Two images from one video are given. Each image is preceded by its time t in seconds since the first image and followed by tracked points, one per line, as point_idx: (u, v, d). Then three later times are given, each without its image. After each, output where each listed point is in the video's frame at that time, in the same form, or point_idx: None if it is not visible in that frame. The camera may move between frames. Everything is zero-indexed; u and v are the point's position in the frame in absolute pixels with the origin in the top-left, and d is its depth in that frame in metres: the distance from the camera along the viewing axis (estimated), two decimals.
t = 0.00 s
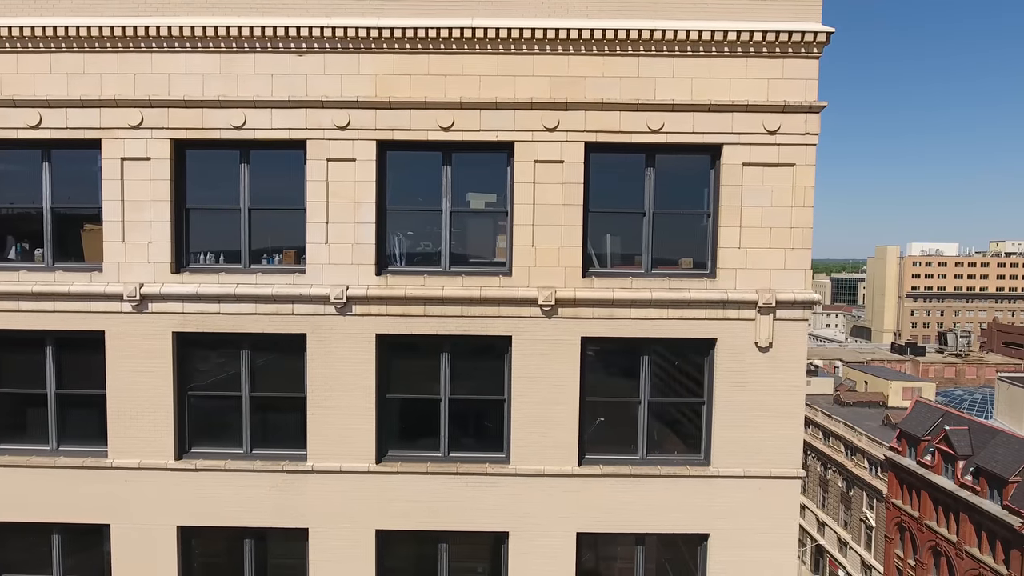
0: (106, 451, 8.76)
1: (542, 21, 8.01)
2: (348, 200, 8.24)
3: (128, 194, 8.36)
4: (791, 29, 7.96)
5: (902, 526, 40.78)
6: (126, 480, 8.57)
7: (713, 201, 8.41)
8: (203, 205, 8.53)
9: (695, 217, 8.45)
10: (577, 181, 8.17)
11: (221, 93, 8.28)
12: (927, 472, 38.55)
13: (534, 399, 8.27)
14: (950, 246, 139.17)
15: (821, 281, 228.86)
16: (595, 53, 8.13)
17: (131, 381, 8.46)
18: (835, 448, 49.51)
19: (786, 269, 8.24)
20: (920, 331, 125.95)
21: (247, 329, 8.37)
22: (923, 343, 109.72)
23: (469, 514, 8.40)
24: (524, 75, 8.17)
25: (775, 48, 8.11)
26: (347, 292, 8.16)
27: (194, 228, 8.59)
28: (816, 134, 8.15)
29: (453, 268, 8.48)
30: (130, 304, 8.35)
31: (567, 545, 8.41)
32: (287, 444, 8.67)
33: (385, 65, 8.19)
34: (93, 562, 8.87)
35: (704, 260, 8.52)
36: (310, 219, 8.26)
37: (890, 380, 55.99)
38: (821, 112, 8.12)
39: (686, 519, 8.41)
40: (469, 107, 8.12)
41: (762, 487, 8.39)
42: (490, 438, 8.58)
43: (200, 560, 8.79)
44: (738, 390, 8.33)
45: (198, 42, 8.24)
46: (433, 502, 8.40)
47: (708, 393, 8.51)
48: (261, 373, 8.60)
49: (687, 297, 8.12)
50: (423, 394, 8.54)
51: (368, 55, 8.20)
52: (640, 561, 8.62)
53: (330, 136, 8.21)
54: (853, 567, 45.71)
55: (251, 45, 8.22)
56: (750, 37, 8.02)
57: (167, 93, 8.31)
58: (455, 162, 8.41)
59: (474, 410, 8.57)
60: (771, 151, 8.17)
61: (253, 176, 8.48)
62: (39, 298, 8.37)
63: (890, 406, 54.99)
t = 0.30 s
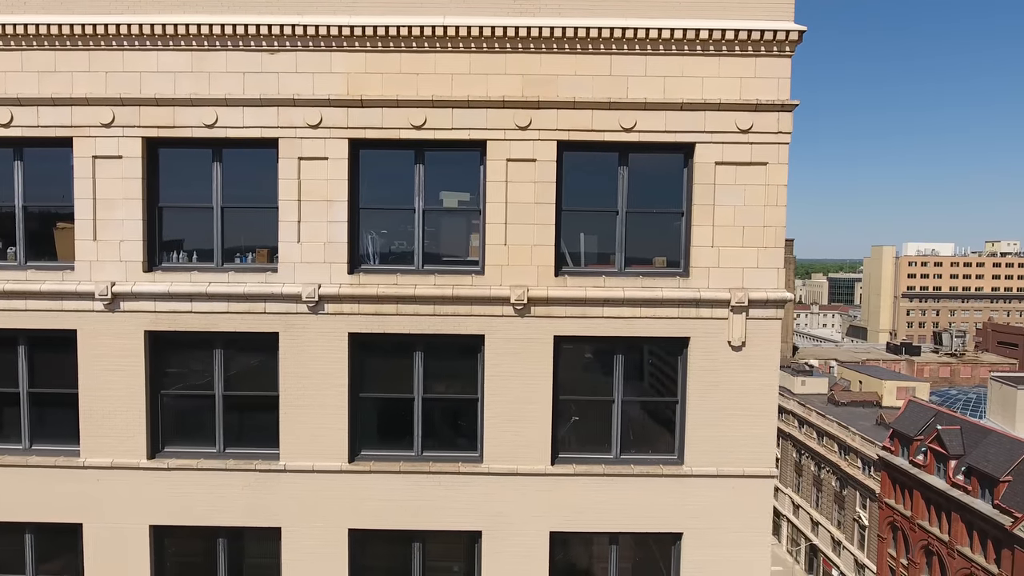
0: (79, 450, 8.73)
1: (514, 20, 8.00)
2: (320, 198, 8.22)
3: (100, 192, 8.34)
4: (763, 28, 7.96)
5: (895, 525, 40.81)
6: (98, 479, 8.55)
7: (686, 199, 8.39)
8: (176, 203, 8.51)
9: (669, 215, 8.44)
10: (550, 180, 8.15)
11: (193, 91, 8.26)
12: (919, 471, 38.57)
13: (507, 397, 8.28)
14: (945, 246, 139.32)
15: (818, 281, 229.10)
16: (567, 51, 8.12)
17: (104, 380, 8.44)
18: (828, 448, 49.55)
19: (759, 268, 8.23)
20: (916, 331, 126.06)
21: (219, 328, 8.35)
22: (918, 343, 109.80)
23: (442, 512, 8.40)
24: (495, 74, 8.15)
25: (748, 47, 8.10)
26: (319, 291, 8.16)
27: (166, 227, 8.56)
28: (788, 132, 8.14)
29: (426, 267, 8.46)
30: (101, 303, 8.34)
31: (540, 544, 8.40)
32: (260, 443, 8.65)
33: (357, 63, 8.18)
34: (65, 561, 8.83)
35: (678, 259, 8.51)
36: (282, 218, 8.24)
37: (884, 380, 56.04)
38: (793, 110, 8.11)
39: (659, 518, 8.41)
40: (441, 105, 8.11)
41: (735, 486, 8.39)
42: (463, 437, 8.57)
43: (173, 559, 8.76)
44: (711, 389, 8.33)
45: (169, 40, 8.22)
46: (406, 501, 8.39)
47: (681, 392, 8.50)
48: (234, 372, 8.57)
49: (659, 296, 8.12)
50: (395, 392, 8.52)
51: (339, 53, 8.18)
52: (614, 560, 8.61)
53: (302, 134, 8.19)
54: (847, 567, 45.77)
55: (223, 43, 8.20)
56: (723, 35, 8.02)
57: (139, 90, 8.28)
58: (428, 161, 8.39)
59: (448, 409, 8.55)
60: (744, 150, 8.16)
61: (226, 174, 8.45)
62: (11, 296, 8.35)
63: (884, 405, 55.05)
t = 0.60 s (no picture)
0: (50, 449, 8.70)
1: (485, 19, 8.00)
2: (290, 198, 8.21)
3: (70, 191, 8.30)
4: (733, 26, 7.96)
5: (887, 524, 40.86)
6: (68, 478, 8.52)
7: (658, 198, 8.39)
8: (147, 202, 8.48)
9: (641, 215, 8.43)
10: (520, 179, 8.15)
11: (163, 90, 8.24)
12: (911, 470, 38.62)
13: (478, 396, 8.28)
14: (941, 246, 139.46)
15: (815, 280, 229.31)
16: (537, 50, 8.11)
17: (74, 379, 8.42)
18: (821, 447, 49.62)
19: (730, 267, 8.23)
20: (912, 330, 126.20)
21: (190, 327, 8.34)
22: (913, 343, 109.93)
23: (413, 511, 8.39)
24: (466, 73, 8.15)
25: (717, 46, 8.11)
26: (289, 290, 8.16)
27: (137, 226, 8.53)
28: (759, 131, 8.14)
29: (397, 266, 8.45)
30: (71, 302, 8.32)
31: (511, 543, 8.40)
32: (231, 442, 8.64)
33: (328, 62, 8.17)
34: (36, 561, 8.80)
35: (649, 258, 8.51)
36: (252, 217, 8.22)
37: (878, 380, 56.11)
38: (764, 109, 8.11)
39: (630, 517, 8.41)
40: (411, 104, 8.10)
41: (707, 485, 8.39)
42: (435, 436, 8.56)
43: (145, 559, 8.75)
44: (682, 388, 8.32)
45: (140, 39, 8.21)
46: (377, 501, 8.39)
47: (654, 391, 8.50)
48: (205, 371, 8.55)
49: (630, 295, 8.12)
50: (367, 392, 8.51)
51: (309, 53, 8.17)
52: (586, 559, 8.62)
53: (272, 133, 8.18)
54: (840, 566, 45.85)
55: (193, 42, 8.19)
56: (693, 34, 8.02)
57: (109, 89, 8.26)
58: (399, 160, 8.38)
59: (420, 409, 8.55)
60: (714, 149, 8.16)
61: (196, 173, 8.42)
62: None
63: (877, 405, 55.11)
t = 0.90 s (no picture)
0: (21, 449, 8.69)
1: (453, 18, 8.00)
2: (260, 197, 8.20)
3: (40, 190, 8.28)
4: (701, 26, 7.98)
5: (879, 523, 40.92)
6: (38, 478, 8.51)
7: (628, 197, 8.40)
8: (117, 201, 8.46)
9: (612, 214, 8.44)
10: (490, 178, 8.15)
11: (133, 89, 8.24)
12: (902, 469, 38.66)
13: (448, 396, 8.28)
14: (936, 246, 139.58)
15: (811, 280, 229.47)
16: (507, 50, 8.12)
17: (44, 378, 8.40)
18: (814, 447, 49.71)
19: (700, 266, 8.23)
20: (907, 330, 126.25)
21: (160, 327, 8.34)
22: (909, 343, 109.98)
23: (383, 511, 8.39)
24: (435, 72, 8.15)
25: (687, 45, 8.13)
26: (259, 289, 8.16)
27: (107, 225, 8.51)
28: (728, 131, 8.15)
29: (368, 266, 8.44)
30: (41, 301, 8.30)
31: (482, 543, 8.40)
32: (202, 442, 8.63)
33: (298, 61, 8.17)
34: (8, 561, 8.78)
35: (620, 258, 8.52)
36: (222, 216, 8.22)
37: (871, 379, 56.17)
38: (733, 109, 8.12)
39: (600, 516, 8.42)
40: (380, 104, 8.10)
41: (677, 484, 8.40)
42: (406, 435, 8.56)
43: (116, 559, 8.73)
44: (652, 387, 8.33)
45: (110, 38, 8.20)
46: (347, 500, 8.39)
47: (624, 390, 8.52)
48: (176, 370, 8.55)
49: (599, 295, 8.12)
50: (338, 392, 8.51)
51: (279, 52, 8.18)
52: (558, 559, 8.63)
53: (241, 132, 8.18)
54: (833, 566, 45.92)
55: (162, 41, 8.18)
56: (661, 34, 8.04)
57: (78, 89, 8.25)
58: (369, 159, 8.38)
59: (391, 408, 8.54)
60: (684, 148, 8.16)
61: (167, 173, 8.42)
62: None
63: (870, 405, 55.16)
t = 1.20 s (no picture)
0: None
1: (422, 17, 8.02)
2: (230, 196, 8.22)
3: (9, 188, 8.26)
4: (669, 25, 8.02)
5: (871, 522, 40.97)
6: (10, 476, 8.51)
7: (598, 197, 8.42)
8: (88, 200, 8.46)
9: (582, 213, 8.46)
10: (459, 177, 8.17)
11: (103, 88, 8.25)
12: (894, 469, 38.68)
13: (417, 394, 8.29)
14: (932, 246, 139.69)
15: (809, 281, 229.94)
16: (475, 49, 8.13)
17: (14, 377, 8.40)
18: (807, 446, 49.81)
19: (669, 265, 8.26)
20: (903, 330, 126.25)
21: (130, 325, 8.35)
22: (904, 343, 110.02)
23: (353, 509, 8.40)
24: (403, 71, 8.17)
25: (656, 45, 8.15)
26: (228, 288, 8.17)
27: (78, 224, 8.50)
28: (697, 130, 8.17)
29: (339, 264, 8.45)
30: (11, 300, 8.30)
31: (451, 541, 8.42)
32: (173, 440, 8.64)
33: (267, 60, 8.19)
34: None
35: (590, 256, 8.54)
36: (191, 215, 8.23)
37: (865, 379, 56.21)
38: (701, 108, 8.15)
39: (570, 515, 8.44)
40: (349, 103, 8.12)
41: (647, 483, 8.42)
42: (377, 434, 8.57)
43: (87, 557, 8.73)
44: (621, 385, 8.35)
45: (79, 37, 8.21)
46: (317, 499, 8.40)
47: (594, 389, 8.55)
48: (146, 369, 8.55)
49: (568, 293, 8.15)
50: (309, 391, 8.53)
51: (248, 50, 8.19)
52: (529, 557, 8.65)
53: (211, 131, 8.19)
54: (825, 565, 45.98)
55: (131, 40, 8.19)
56: (629, 33, 8.07)
57: (48, 88, 8.26)
58: (340, 158, 8.39)
59: (361, 407, 8.55)
60: (652, 147, 8.19)
61: (137, 171, 8.42)
62: None
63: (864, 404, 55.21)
